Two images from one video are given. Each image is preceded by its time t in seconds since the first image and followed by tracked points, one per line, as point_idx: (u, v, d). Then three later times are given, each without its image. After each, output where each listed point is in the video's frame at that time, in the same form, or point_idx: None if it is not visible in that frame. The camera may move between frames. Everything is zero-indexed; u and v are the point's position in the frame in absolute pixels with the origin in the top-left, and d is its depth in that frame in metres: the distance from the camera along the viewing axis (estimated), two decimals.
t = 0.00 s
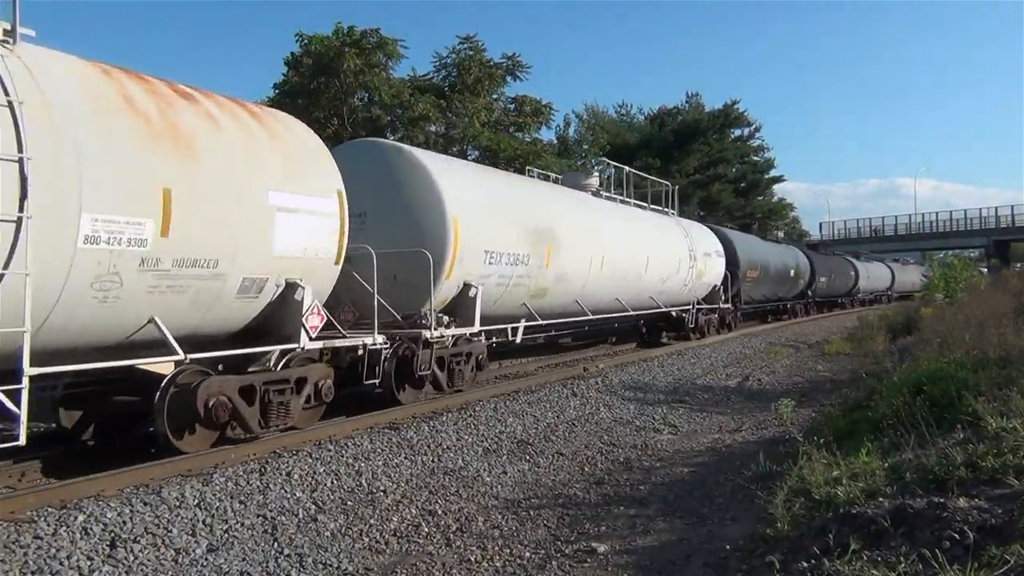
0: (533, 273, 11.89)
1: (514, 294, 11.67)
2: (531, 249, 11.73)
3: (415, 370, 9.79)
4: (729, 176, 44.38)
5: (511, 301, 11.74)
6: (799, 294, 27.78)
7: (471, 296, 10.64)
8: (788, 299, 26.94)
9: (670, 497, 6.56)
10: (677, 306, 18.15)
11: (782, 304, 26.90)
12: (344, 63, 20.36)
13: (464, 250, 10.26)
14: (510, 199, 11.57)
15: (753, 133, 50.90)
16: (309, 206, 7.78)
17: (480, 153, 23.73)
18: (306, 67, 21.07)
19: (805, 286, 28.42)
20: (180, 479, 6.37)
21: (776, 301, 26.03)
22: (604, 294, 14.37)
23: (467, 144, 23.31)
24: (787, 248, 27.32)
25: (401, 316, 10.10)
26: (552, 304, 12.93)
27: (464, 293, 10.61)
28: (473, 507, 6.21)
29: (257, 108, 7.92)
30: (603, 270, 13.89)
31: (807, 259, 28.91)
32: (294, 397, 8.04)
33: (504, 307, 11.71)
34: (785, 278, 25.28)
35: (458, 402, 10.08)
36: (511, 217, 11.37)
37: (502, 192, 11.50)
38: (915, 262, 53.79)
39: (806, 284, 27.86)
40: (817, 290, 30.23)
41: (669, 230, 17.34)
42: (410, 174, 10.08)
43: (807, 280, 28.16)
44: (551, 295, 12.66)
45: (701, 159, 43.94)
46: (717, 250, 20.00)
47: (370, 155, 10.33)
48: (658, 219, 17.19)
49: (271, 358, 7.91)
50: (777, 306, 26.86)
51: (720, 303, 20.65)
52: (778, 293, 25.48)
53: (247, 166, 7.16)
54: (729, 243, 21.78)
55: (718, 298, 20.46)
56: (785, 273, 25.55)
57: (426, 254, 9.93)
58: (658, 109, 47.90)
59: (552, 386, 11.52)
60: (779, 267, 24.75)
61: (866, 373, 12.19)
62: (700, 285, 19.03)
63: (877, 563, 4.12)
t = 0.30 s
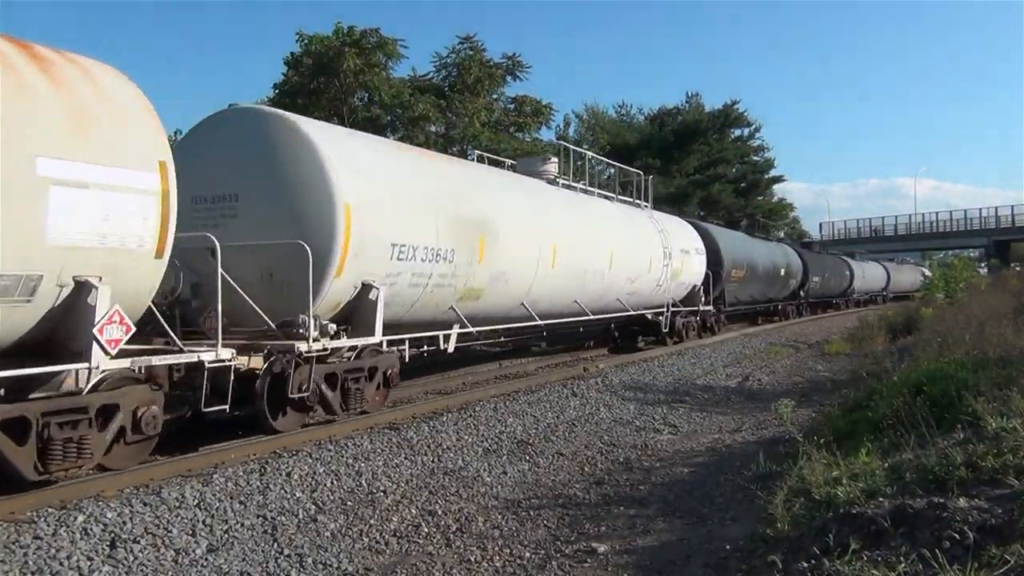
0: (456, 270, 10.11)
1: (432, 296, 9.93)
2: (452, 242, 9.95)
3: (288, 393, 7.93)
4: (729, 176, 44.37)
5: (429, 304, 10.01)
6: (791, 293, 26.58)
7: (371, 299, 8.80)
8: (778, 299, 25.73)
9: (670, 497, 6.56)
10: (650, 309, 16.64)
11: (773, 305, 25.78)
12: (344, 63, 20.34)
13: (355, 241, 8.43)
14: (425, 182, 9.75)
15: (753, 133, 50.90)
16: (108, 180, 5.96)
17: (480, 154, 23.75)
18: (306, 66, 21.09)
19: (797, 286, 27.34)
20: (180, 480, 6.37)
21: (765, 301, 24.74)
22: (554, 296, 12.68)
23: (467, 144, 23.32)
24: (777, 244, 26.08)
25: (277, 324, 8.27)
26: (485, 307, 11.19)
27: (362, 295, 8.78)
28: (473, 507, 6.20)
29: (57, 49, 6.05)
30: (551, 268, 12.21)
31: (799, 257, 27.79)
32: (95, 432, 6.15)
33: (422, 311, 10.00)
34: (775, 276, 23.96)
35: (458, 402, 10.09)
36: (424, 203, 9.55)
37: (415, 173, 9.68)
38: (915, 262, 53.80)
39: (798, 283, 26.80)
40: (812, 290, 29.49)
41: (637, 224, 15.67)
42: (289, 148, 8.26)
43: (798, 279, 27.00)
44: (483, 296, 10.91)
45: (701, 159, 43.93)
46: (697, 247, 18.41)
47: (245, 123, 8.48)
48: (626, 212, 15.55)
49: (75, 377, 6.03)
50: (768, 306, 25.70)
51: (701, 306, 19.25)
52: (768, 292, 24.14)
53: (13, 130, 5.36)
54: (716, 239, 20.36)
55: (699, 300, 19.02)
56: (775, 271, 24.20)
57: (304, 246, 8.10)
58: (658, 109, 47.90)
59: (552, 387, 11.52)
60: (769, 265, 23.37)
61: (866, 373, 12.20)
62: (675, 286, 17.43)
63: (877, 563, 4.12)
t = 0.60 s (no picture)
0: (345, 268, 8.23)
1: (316, 299, 8.08)
2: (341, 234, 8.07)
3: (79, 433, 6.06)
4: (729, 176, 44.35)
5: (310, 309, 8.13)
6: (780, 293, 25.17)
7: None
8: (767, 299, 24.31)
9: (670, 497, 6.56)
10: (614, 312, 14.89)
11: (762, 305, 24.44)
12: (344, 62, 20.33)
13: (188, 230, 6.59)
14: (306, 159, 7.86)
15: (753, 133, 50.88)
16: None
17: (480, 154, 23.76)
18: (306, 66, 21.10)
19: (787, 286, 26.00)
20: (180, 480, 6.37)
21: (752, 302, 23.18)
22: (484, 300, 10.80)
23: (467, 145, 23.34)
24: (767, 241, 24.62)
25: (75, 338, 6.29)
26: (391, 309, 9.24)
27: (205, 298, 6.91)
28: (473, 507, 6.20)
29: None
30: (480, 268, 10.33)
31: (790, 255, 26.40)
32: None
33: (305, 317, 8.16)
34: (762, 275, 22.40)
35: (458, 402, 10.09)
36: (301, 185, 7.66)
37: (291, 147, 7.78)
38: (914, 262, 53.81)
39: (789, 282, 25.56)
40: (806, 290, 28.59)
41: (598, 219, 13.87)
42: (104, 106, 6.37)
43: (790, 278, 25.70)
44: (392, 298, 9.05)
45: (701, 160, 43.93)
46: (671, 247, 16.65)
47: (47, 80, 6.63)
48: (585, 207, 13.70)
49: None
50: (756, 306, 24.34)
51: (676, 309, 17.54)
52: (755, 292, 22.59)
53: None
54: (701, 234, 18.74)
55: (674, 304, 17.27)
56: (763, 270, 22.63)
57: (110, 235, 6.25)
58: (658, 109, 47.91)
59: (552, 387, 11.52)
60: (756, 263, 21.71)
61: (866, 373, 12.20)
62: (645, 289, 15.73)
63: (878, 563, 4.12)
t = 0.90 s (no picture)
0: (196, 263, 6.22)
1: (132, 303, 5.95)
2: (186, 216, 6.07)
3: None
4: (729, 176, 44.36)
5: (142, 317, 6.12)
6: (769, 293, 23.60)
7: None
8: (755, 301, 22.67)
9: (670, 497, 6.56)
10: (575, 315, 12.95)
11: (750, 306, 22.94)
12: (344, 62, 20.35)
13: None
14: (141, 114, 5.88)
15: (753, 133, 50.88)
16: None
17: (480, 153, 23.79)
18: (306, 67, 21.11)
19: (778, 287, 24.51)
20: (180, 480, 6.37)
21: (737, 304, 21.47)
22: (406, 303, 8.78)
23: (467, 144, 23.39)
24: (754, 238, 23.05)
25: None
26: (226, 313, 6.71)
27: None
28: (473, 507, 6.21)
29: None
30: (395, 265, 8.29)
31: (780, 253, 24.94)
32: None
33: (122, 329, 6.07)
34: (750, 275, 20.71)
35: (458, 402, 10.08)
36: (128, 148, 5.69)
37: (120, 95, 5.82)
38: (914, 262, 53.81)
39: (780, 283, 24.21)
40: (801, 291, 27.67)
41: (560, 211, 11.94)
42: None
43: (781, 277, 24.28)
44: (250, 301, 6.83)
45: (701, 159, 43.93)
46: (647, 247, 14.83)
47: None
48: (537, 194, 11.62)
49: None
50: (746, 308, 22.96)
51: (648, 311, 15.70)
52: (741, 293, 20.90)
53: None
54: (684, 229, 17.01)
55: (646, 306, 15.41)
56: (751, 269, 20.87)
57: None
58: (658, 109, 47.94)
59: (552, 387, 11.51)
60: (741, 260, 19.93)
61: (866, 373, 12.20)
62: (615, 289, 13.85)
63: (877, 563, 4.12)
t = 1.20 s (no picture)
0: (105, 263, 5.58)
1: None
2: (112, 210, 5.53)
3: None
4: (730, 176, 44.37)
5: (49, 321, 5.47)
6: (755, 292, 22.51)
7: None
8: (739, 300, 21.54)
9: (670, 497, 6.56)
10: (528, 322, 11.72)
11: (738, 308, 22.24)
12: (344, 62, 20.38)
13: None
14: (58, 102, 5.30)
15: (754, 133, 50.88)
16: None
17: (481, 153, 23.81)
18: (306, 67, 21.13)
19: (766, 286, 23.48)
20: (180, 480, 6.37)
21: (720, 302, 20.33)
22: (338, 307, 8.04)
23: (467, 144, 23.42)
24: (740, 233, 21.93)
25: None
26: (131, 318, 6.00)
27: None
28: (473, 507, 6.21)
29: None
30: (330, 266, 7.60)
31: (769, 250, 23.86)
32: None
33: None
34: (732, 273, 19.61)
35: (458, 402, 10.08)
36: (42, 138, 5.12)
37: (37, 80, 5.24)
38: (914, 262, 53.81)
39: (768, 282, 23.19)
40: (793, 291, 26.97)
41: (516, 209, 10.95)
42: None
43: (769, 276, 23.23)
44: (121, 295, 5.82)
45: (701, 159, 43.93)
46: (608, 246, 13.67)
47: None
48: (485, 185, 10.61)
49: None
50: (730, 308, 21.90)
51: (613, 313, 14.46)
52: (723, 292, 19.82)
53: None
54: (661, 223, 15.89)
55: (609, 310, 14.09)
56: (734, 267, 19.78)
57: None
58: (658, 109, 47.94)
59: (552, 387, 11.51)
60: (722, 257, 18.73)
61: (866, 373, 12.20)
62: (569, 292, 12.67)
63: (878, 563, 4.12)
